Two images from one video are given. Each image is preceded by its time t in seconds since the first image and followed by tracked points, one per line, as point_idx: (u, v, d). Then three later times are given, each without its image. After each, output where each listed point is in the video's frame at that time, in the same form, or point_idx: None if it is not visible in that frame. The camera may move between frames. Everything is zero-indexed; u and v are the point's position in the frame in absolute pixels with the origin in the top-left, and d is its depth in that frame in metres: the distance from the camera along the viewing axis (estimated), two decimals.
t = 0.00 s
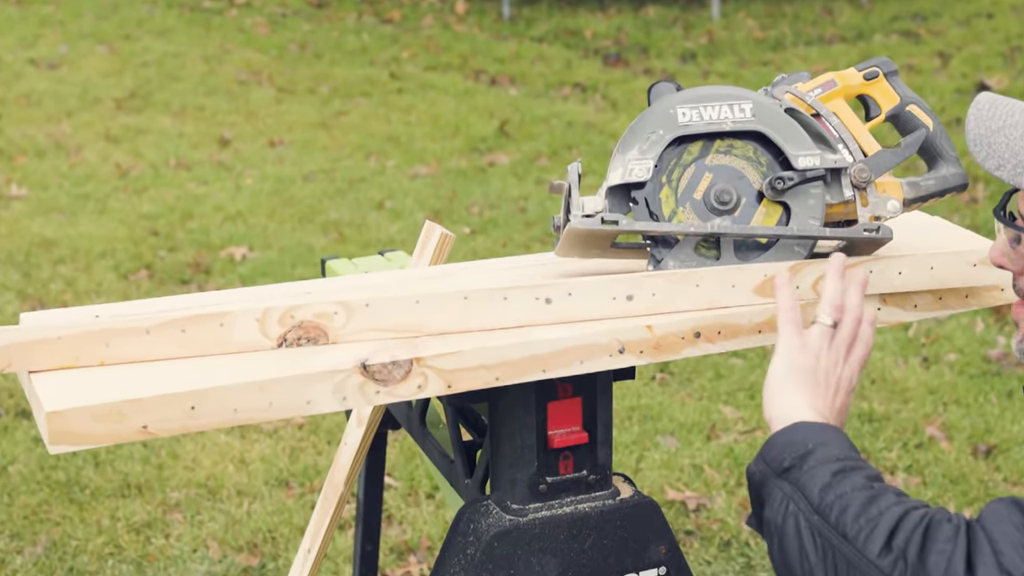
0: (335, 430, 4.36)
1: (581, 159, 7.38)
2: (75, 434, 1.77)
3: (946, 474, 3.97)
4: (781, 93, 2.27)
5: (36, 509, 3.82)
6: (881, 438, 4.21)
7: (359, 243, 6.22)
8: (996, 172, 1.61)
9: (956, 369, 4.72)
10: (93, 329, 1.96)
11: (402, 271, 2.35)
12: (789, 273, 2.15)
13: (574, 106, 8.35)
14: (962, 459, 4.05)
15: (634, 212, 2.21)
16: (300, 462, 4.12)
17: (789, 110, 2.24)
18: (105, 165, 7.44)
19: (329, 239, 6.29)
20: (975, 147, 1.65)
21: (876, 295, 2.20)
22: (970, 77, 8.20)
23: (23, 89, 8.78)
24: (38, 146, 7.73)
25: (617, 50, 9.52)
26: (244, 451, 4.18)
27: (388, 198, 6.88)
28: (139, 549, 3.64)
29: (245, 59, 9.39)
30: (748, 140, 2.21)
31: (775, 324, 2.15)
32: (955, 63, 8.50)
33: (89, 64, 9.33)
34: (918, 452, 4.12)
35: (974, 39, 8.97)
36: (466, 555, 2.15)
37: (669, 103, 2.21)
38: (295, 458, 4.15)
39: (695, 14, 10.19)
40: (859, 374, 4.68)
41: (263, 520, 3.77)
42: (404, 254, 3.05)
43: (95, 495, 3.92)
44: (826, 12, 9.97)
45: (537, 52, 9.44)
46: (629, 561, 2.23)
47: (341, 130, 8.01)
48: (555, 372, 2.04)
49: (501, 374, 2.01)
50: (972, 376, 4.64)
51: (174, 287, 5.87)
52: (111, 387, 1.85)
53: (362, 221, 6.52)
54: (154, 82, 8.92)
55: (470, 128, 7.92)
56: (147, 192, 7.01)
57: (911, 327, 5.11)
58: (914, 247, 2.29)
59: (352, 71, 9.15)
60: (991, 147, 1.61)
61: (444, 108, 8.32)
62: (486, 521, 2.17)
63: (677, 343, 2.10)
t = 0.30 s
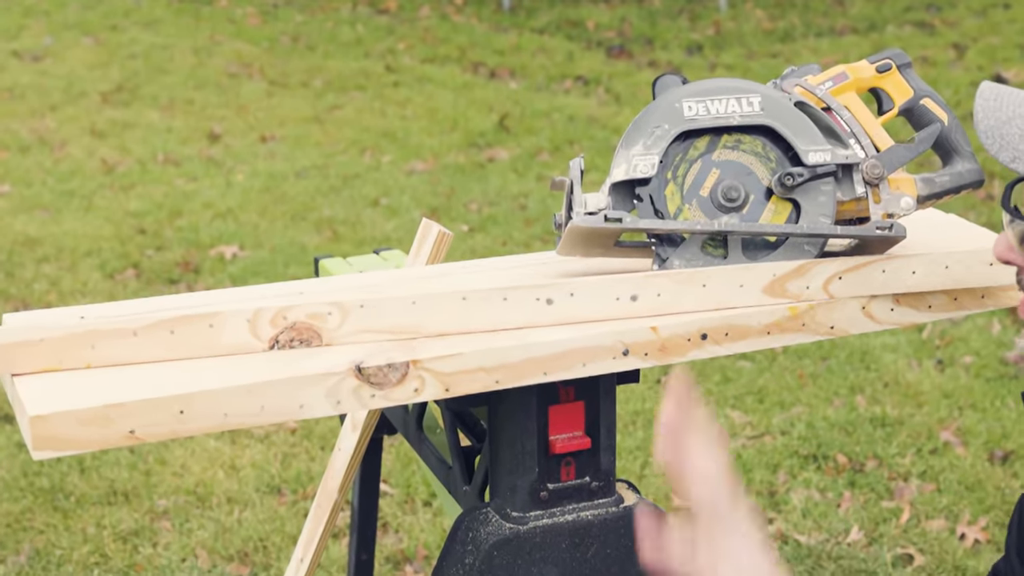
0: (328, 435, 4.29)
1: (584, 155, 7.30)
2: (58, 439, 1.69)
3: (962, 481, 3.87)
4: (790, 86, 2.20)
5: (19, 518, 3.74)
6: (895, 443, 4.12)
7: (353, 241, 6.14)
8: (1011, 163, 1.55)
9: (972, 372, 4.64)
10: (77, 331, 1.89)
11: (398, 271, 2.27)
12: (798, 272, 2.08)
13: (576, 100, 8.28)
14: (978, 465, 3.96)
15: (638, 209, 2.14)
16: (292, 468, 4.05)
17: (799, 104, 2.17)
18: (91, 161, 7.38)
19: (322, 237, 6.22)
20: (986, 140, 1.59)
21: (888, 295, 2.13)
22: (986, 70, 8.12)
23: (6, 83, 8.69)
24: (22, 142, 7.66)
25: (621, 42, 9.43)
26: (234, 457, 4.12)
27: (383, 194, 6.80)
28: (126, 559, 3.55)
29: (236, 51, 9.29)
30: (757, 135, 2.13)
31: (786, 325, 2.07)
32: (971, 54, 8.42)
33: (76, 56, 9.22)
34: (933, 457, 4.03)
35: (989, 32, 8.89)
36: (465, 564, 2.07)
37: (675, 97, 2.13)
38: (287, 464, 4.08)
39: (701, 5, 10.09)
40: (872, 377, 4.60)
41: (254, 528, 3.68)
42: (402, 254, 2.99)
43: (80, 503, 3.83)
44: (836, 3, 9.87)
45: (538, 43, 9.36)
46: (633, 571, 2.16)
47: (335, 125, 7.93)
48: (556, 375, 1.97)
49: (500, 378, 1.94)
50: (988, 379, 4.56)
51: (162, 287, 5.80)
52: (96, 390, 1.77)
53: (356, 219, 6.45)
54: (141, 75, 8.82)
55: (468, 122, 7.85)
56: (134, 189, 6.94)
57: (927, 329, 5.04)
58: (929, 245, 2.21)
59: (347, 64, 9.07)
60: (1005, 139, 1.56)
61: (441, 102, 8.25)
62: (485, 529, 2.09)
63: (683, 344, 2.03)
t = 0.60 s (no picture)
0: (321, 441, 4.22)
1: (586, 150, 7.23)
2: (43, 444, 1.62)
3: (977, 488, 3.80)
4: (800, 79, 2.13)
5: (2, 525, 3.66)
6: (907, 448, 4.04)
7: (347, 240, 6.07)
8: None
9: (987, 375, 4.57)
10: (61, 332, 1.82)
11: (394, 270, 2.20)
12: (808, 272, 2.01)
13: (578, 93, 8.21)
14: (994, 472, 3.88)
15: (642, 207, 2.06)
16: (285, 475, 3.98)
17: (809, 98, 2.10)
18: (76, 157, 7.30)
19: (316, 235, 6.15)
20: None
21: (901, 295, 2.06)
22: (1002, 63, 8.09)
23: None
24: (5, 137, 7.58)
25: (624, 34, 9.36)
26: (224, 462, 4.04)
27: (379, 191, 6.73)
28: (111, 569, 3.48)
29: (226, 42, 9.19)
30: (765, 130, 2.06)
31: (795, 327, 2.00)
32: (986, 46, 8.38)
33: (60, 46, 9.11)
34: (948, 463, 3.95)
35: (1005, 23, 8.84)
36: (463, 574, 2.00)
37: (681, 90, 2.06)
38: (279, 471, 4.00)
39: None
40: (885, 380, 4.53)
41: (246, 536, 3.61)
42: (398, 253, 2.92)
43: (65, 510, 3.75)
44: None
45: (539, 35, 9.29)
46: None
47: (329, 120, 7.85)
48: (558, 378, 1.90)
49: (500, 381, 1.87)
50: (1003, 382, 4.49)
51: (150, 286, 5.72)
52: (81, 394, 1.70)
53: (352, 217, 6.38)
54: (129, 66, 8.72)
55: (468, 117, 7.77)
56: (120, 185, 6.87)
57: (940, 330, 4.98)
58: (944, 243, 2.14)
59: (341, 56, 8.99)
60: None
61: (439, 95, 8.17)
62: (484, 538, 2.02)
63: (689, 346, 1.96)
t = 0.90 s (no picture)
0: (315, 446, 4.15)
1: (589, 146, 7.17)
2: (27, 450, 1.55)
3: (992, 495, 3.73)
4: (809, 72, 2.07)
5: None
6: (920, 454, 3.97)
7: (342, 238, 6.00)
8: None
9: (1003, 378, 4.50)
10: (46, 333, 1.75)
11: (390, 269, 2.14)
12: (818, 272, 1.95)
13: (581, 87, 8.14)
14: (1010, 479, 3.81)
15: (646, 204, 2.00)
16: (277, 481, 3.91)
17: (819, 91, 2.04)
18: (62, 153, 7.23)
19: (309, 233, 6.08)
20: None
21: (914, 296, 1.99)
22: (1018, 56, 8.04)
23: None
24: None
25: (628, 25, 9.29)
26: (215, 468, 3.97)
27: (374, 188, 6.67)
28: None
29: (217, 34, 9.13)
30: (773, 124, 2.00)
31: (804, 328, 1.93)
32: (1003, 38, 8.32)
33: (46, 38, 9.04)
34: (962, 469, 3.88)
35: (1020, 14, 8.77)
36: None
37: (687, 83, 2.00)
38: (272, 477, 3.94)
39: None
40: (897, 383, 4.46)
41: (237, 544, 3.54)
42: (394, 252, 2.85)
43: (51, 518, 3.69)
44: None
45: (539, 27, 9.23)
46: None
47: (322, 114, 7.79)
48: (560, 381, 1.83)
49: (499, 384, 1.80)
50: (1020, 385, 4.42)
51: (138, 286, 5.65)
52: (66, 397, 1.64)
53: (347, 214, 6.31)
54: (117, 59, 8.66)
55: (467, 111, 7.71)
56: (107, 182, 6.81)
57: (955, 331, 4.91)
58: (958, 242, 2.07)
59: (335, 49, 8.93)
60: None
61: (436, 90, 8.11)
62: (484, 546, 1.95)
63: (695, 348, 1.89)
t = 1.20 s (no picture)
0: (308, 451, 4.09)
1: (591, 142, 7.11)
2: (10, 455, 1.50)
3: (1008, 501, 3.66)
4: (819, 65, 2.01)
5: None
6: (934, 459, 3.90)
7: (337, 237, 5.94)
8: None
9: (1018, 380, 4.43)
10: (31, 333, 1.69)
11: (386, 268, 2.07)
12: (827, 271, 1.89)
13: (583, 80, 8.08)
14: None
15: (651, 201, 1.94)
16: (270, 487, 3.84)
17: (829, 85, 1.98)
18: (48, 148, 7.17)
19: (303, 232, 6.02)
20: None
21: (927, 296, 1.93)
22: None
23: None
24: None
25: (631, 17, 9.23)
26: (205, 474, 3.91)
27: (370, 184, 6.61)
28: None
29: (207, 27, 9.12)
30: (782, 119, 1.93)
31: (814, 330, 1.87)
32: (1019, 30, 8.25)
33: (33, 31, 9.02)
34: (975, 475, 3.81)
35: None
36: None
37: (693, 76, 1.93)
38: (265, 482, 3.88)
39: None
40: (910, 386, 4.40)
41: (229, 553, 3.48)
42: (389, 251, 2.79)
43: (36, 524, 3.63)
44: None
45: (540, 19, 9.18)
46: None
47: (315, 109, 7.73)
48: (561, 384, 1.77)
49: (499, 387, 1.74)
50: None
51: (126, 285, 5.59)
52: (50, 401, 1.58)
53: (342, 211, 6.26)
54: (105, 53, 8.63)
55: (467, 105, 7.65)
56: (93, 178, 6.75)
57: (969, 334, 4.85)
58: (972, 241, 2.01)
59: (330, 41, 8.89)
60: None
61: (434, 83, 8.05)
62: (483, 554, 1.89)
63: (700, 350, 1.83)
